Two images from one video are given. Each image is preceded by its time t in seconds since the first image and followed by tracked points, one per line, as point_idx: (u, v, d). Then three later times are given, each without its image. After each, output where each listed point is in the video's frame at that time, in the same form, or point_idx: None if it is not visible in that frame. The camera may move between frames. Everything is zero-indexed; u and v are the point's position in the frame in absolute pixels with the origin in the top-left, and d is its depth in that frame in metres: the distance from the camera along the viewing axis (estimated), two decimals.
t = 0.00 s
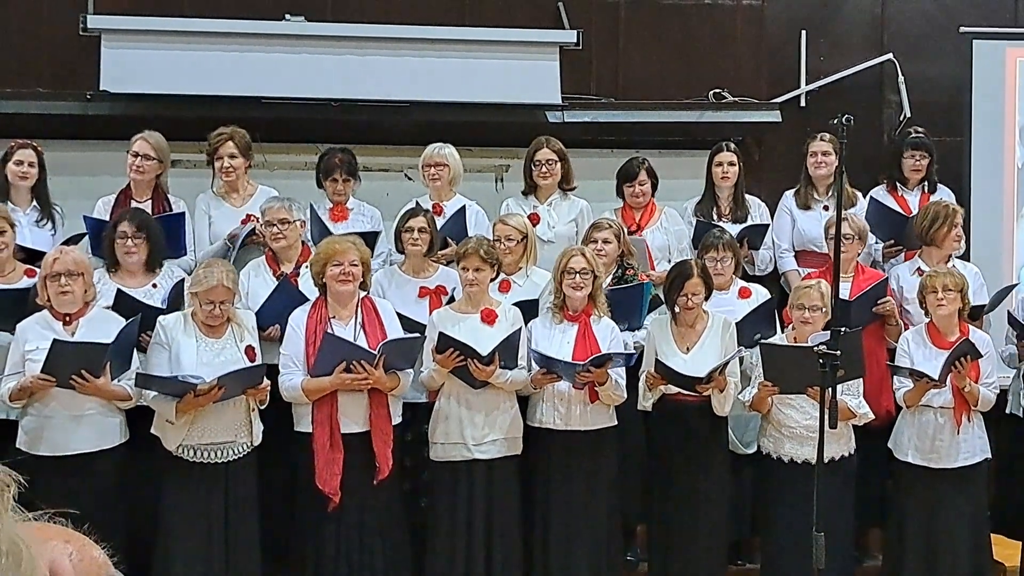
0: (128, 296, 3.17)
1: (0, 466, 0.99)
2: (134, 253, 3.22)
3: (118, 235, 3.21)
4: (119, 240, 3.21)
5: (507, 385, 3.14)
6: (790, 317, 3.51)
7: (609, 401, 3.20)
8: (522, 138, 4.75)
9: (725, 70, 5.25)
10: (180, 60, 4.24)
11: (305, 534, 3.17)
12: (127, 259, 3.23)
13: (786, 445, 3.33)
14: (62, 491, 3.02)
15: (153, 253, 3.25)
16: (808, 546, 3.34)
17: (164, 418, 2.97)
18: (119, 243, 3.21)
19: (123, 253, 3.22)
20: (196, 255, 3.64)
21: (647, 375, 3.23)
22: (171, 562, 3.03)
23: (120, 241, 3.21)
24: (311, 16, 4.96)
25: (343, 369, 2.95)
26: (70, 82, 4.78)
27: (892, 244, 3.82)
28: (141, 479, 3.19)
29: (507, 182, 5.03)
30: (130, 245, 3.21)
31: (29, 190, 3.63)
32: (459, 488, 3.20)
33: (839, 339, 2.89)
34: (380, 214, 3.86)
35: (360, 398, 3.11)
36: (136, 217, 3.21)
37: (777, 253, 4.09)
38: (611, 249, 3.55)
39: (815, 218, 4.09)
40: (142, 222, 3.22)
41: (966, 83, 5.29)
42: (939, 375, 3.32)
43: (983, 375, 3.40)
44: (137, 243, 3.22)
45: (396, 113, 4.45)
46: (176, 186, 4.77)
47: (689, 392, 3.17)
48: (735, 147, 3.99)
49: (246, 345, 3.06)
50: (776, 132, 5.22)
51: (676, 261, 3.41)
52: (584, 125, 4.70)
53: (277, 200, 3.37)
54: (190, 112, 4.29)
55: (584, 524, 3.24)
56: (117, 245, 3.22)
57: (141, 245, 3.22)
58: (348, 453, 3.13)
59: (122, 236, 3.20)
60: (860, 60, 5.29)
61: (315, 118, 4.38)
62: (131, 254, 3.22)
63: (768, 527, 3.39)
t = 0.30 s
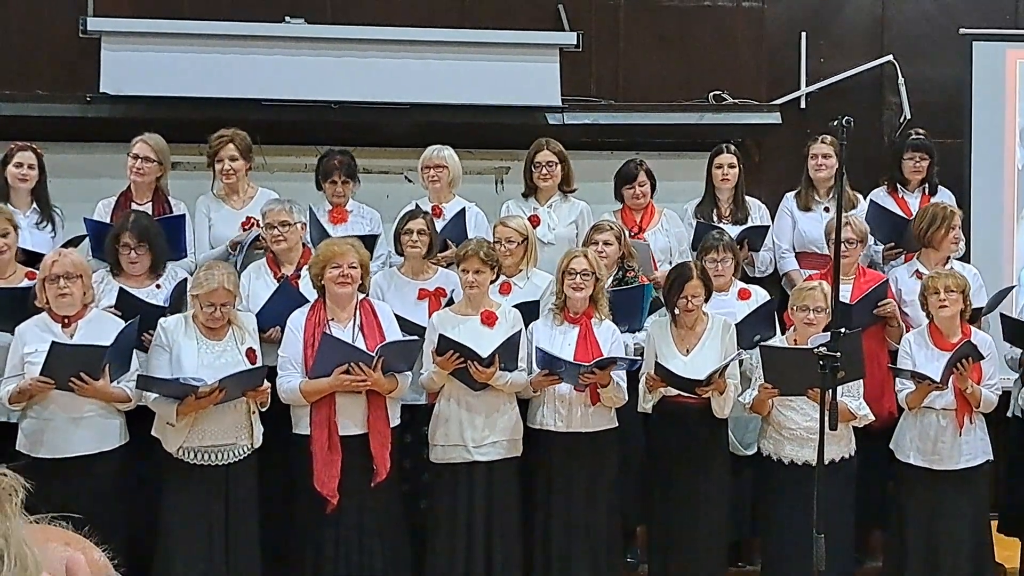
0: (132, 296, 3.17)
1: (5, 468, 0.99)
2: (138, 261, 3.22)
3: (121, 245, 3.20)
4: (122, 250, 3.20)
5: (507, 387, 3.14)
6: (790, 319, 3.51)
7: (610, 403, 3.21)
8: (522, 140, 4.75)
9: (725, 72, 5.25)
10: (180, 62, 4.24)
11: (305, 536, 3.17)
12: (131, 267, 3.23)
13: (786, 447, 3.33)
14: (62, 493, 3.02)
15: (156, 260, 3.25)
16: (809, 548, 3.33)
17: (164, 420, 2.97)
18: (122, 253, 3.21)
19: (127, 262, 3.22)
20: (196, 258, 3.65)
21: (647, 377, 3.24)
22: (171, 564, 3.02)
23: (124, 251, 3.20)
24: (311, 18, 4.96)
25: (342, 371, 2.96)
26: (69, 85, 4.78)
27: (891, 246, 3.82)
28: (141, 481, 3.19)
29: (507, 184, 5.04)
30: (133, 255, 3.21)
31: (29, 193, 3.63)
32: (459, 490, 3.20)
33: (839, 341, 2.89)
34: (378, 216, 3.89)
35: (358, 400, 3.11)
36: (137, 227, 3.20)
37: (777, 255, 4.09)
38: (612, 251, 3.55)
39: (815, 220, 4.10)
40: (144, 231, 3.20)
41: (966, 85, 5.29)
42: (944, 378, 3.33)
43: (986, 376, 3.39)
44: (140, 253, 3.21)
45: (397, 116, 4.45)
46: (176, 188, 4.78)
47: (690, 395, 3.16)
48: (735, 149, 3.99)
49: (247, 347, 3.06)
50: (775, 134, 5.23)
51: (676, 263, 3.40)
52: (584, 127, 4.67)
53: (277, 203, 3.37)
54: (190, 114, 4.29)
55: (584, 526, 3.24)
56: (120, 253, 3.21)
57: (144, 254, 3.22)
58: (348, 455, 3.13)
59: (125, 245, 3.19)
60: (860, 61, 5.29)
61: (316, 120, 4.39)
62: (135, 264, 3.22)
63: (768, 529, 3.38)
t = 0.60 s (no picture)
0: (132, 300, 3.17)
1: None
2: (136, 264, 3.22)
3: (119, 248, 3.20)
4: (120, 252, 3.20)
5: (505, 389, 3.14)
6: (789, 322, 3.51)
7: (609, 406, 3.21)
8: (521, 143, 4.76)
9: (723, 74, 5.26)
10: (178, 65, 4.25)
11: (304, 539, 3.16)
12: (130, 270, 3.23)
13: (784, 449, 3.32)
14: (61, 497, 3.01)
15: (155, 263, 3.25)
16: (808, 550, 3.33)
17: (163, 423, 2.97)
18: (121, 256, 3.21)
19: (125, 265, 3.22)
20: (195, 260, 3.65)
21: (646, 381, 3.27)
22: (170, 567, 3.02)
23: (122, 254, 3.20)
24: (309, 21, 4.97)
25: (335, 373, 2.96)
26: (68, 88, 4.78)
27: (890, 248, 3.80)
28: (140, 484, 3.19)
29: (506, 186, 5.05)
30: (132, 258, 3.20)
31: (27, 196, 3.63)
32: (456, 493, 3.20)
33: (837, 344, 2.91)
34: (377, 219, 3.90)
35: (353, 403, 3.11)
36: (136, 230, 3.19)
37: (776, 257, 4.07)
38: (611, 254, 3.55)
39: (814, 222, 4.10)
40: (143, 234, 3.20)
41: (964, 88, 5.30)
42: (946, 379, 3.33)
43: (986, 378, 3.38)
44: (139, 256, 3.21)
45: (395, 118, 4.46)
46: (174, 192, 4.79)
47: (688, 397, 3.17)
48: (733, 151, 3.99)
49: (246, 350, 3.07)
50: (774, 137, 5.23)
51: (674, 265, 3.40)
52: (583, 129, 4.67)
53: (276, 205, 3.37)
54: (189, 117, 4.30)
55: (583, 528, 3.24)
56: (118, 256, 3.21)
57: (142, 257, 3.22)
58: (347, 457, 3.13)
59: (124, 248, 3.19)
60: (858, 63, 5.29)
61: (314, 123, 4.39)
62: (133, 266, 3.22)
63: (768, 533, 3.38)
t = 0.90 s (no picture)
0: (131, 304, 3.16)
1: None
2: (133, 269, 3.22)
3: (117, 252, 3.19)
4: (118, 257, 3.20)
5: (503, 392, 3.14)
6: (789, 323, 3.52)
7: (609, 408, 3.21)
8: (520, 145, 4.76)
9: (722, 76, 5.26)
10: (178, 68, 4.26)
11: (303, 542, 3.16)
12: (127, 274, 3.23)
13: (783, 451, 3.32)
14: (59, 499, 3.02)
15: (152, 267, 3.25)
16: (807, 552, 3.33)
17: (161, 425, 2.97)
18: (118, 261, 3.21)
19: (122, 270, 3.22)
20: (195, 262, 3.65)
21: (646, 381, 3.24)
22: (169, 569, 3.02)
23: (119, 258, 3.20)
24: (307, 23, 4.97)
25: (329, 376, 2.95)
26: (66, 91, 4.79)
27: (887, 249, 3.75)
28: (139, 487, 3.19)
29: (504, 189, 5.06)
30: (129, 262, 3.20)
31: (26, 198, 3.63)
32: (455, 495, 3.19)
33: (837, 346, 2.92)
34: (375, 222, 3.89)
35: (347, 406, 3.10)
36: (134, 234, 3.20)
37: (776, 259, 4.08)
38: (610, 256, 3.55)
39: (813, 224, 4.09)
40: (140, 238, 3.20)
41: (962, 90, 5.30)
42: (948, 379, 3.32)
43: (985, 379, 3.38)
44: (136, 260, 3.21)
45: (394, 120, 4.46)
46: (173, 195, 4.79)
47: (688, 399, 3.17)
48: (733, 153, 3.99)
49: (245, 353, 3.06)
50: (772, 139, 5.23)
51: (673, 267, 3.40)
52: (581, 131, 4.68)
53: (273, 209, 3.38)
54: (187, 120, 4.30)
55: (582, 530, 3.24)
56: (115, 261, 3.21)
57: (139, 262, 3.22)
58: (346, 460, 3.12)
59: (121, 252, 3.19)
60: (856, 65, 5.30)
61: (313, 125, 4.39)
62: (130, 271, 3.22)
63: (767, 535, 3.38)
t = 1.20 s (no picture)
0: (131, 306, 3.17)
1: None
2: (133, 271, 3.23)
3: (117, 255, 3.20)
4: (118, 260, 3.20)
5: (502, 394, 3.14)
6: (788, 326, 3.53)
7: (608, 410, 3.20)
8: (519, 147, 4.76)
9: (721, 78, 5.26)
10: (178, 71, 4.27)
11: (303, 544, 3.16)
12: (127, 276, 3.23)
13: (783, 453, 3.32)
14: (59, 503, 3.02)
15: (152, 269, 3.25)
16: (806, 554, 3.33)
17: (161, 429, 2.97)
18: (118, 263, 3.21)
19: (122, 272, 3.22)
20: (195, 264, 3.66)
21: (646, 384, 3.24)
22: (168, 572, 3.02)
23: (119, 261, 3.20)
24: (307, 26, 4.97)
25: (329, 379, 2.96)
26: (66, 94, 4.79)
27: (886, 249, 3.75)
28: (138, 490, 3.19)
29: (504, 191, 5.05)
30: (129, 265, 3.21)
31: (25, 201, 3.63)
32: (455, 497, 3.20)
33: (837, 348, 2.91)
34: (374, 225, 3.88)
35: (346, 408, 3.10)
36: (134, 237, 3.20)
37: (777, 261, 4.07)
38: (611, 258, 3.54)
39: (813, 226, 4.09)
40: (140, 241, 3.20)
41: (962, 92, 5.31)
42: (946, 381, 3.32)
43: (981, 380, 3.39)
44: (136, 263, 3.21)
45: (393, 123, 4.47)
46: (173, 197, 4.79)
47: (687, 401, 3.17)
48: (733, 155, 3.99)
49: (245, 355, 3.06)
50: (772, 141, 5.24)
51: (673, 269, 3.40)
52: (582, 133, 4.70)
53: (273, 212, 3.38)
54: (187, 122, 4.31)
55: (582, 532, 3.24)
56: (115, 263, 3.22)
57: (139, 264, 3.22)
58: (347, 462, 3.13)
59: (121, 255, 3.19)
60: (856, 67, 5.30)
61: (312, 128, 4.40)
62: (130, 273, 3.22)
63: (767, 537, 3.38)
